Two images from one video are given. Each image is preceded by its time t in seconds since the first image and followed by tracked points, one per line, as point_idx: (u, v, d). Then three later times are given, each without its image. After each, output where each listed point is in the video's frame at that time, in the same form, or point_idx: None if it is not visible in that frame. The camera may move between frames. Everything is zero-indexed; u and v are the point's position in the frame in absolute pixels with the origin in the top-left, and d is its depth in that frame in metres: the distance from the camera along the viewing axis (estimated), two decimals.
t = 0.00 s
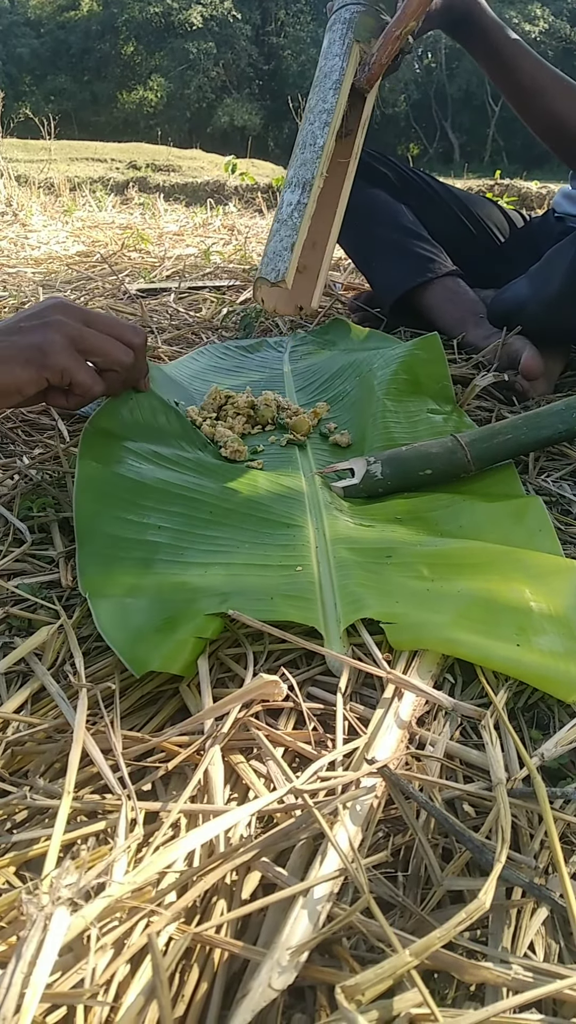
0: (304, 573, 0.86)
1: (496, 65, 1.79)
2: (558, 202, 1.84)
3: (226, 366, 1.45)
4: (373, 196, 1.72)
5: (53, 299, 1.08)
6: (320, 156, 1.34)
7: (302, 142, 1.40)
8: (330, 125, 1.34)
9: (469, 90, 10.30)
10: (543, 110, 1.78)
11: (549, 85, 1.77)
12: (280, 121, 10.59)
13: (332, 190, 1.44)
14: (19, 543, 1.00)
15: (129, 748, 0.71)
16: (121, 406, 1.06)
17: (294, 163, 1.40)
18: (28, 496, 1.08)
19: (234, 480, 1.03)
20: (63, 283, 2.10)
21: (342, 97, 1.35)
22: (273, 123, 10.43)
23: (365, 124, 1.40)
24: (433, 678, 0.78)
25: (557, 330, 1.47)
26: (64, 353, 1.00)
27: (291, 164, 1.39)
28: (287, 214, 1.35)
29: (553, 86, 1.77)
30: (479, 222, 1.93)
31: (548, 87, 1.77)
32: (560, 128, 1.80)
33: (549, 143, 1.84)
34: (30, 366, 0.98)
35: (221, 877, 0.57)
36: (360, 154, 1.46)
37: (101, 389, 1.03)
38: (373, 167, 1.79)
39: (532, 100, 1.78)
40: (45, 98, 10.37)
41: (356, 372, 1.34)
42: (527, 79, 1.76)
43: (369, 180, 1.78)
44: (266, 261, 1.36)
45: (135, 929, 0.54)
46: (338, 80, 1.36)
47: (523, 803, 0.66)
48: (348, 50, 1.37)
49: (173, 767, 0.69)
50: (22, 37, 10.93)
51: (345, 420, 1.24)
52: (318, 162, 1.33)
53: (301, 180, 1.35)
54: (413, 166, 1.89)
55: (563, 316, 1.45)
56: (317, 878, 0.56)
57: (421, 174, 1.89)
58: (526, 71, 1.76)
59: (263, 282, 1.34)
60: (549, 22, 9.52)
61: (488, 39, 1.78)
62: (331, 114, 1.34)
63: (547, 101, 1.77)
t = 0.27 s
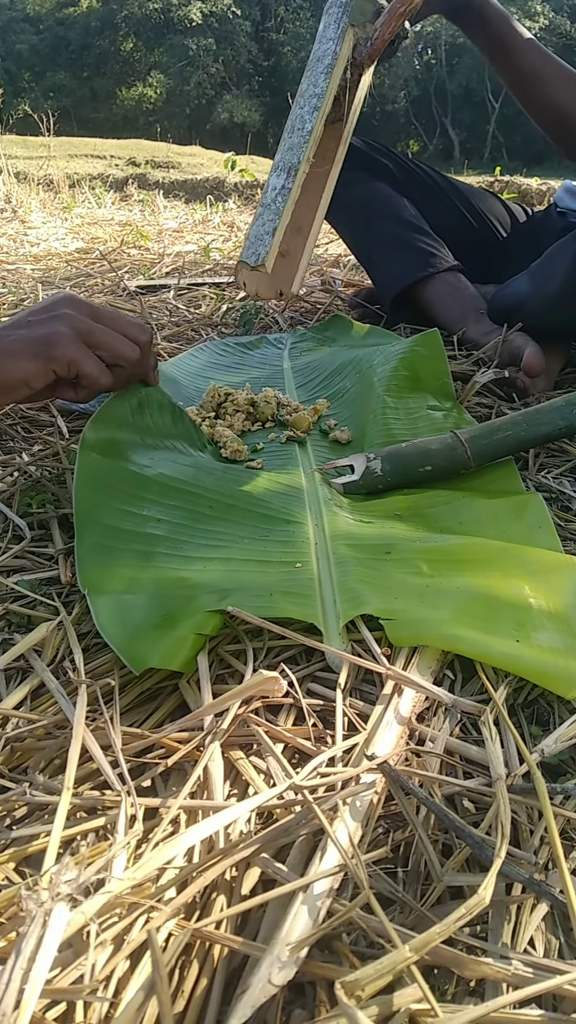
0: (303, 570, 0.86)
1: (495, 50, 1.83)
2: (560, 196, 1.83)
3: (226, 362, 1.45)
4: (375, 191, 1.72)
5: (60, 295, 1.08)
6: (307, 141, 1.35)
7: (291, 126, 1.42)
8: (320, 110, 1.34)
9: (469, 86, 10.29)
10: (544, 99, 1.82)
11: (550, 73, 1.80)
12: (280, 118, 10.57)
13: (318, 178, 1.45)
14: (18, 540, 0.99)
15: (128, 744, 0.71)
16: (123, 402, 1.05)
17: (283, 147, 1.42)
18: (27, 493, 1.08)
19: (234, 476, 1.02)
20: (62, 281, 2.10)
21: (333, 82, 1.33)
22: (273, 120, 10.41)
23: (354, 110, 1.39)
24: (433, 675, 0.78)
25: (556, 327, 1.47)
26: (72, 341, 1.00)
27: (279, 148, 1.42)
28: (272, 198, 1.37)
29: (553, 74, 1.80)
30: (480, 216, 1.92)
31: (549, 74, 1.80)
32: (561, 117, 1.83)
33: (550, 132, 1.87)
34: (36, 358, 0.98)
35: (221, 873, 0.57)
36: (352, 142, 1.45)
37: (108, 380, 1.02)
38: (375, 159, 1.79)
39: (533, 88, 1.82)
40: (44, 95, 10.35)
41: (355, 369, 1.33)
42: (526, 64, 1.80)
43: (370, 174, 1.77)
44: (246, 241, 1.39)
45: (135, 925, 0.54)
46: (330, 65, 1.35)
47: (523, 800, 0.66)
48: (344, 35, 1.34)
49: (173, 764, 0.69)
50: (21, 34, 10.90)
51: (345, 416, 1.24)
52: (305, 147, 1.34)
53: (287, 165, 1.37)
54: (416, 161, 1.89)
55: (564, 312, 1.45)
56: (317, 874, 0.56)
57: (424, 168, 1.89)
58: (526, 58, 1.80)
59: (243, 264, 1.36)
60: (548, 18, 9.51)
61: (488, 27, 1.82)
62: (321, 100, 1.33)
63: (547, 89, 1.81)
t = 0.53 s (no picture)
0: (304, 571, 0.86)
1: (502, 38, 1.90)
2: (564, 194, 1.82)
3: (227, 363, 1.45)
4: (378, 188, 1.73)
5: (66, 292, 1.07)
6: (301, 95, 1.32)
7: (289, 79, 1.40)
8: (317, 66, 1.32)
9: (469, 86, 10.29)
10: (549, 90, 1.88)
11: (555, 65, 1.87)
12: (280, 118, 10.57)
13: (312, 134, 1.42)
14: (19, 541, 0.99)
15: (128, 745, 0.71)
16: (132, 397, 1.04)
17: (279, 98, 1.40)
18: (27, 494, 1.08)
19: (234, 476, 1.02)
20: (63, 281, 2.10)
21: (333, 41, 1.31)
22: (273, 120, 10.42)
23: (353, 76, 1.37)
24: (433, 675, 0.78)
25: (556, 327, 1.47)
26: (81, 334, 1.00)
27: (275, 98, 1.39)
28: (260, 147, 1.36)
29: (558, 66, 1.87)
30: (484, 214, 1.92)
31: (554, 66, 1.87)
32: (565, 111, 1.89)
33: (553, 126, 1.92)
34: (42, 354, 0.97)
35: (221, 874, 0.57)
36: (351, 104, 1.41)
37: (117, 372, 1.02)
38: (379, 157, 1.81)
39: (539, 79, 1.88)
40: (45, 95, 10.35)
41: (356, 369, 1.33)
42: (532, 54, 1.87)
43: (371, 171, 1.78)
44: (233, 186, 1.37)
45: (135, 926, 0.54)
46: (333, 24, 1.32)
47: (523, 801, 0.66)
48: None
49: (173, 765, 0.69)
50: (22, 34, 10.91)
51: (346, 416, 1.24)
52: (299, 100, 1.31)
53: (279, 116, 1.35)
54: (419, 160, 1.89)
55: (565, 312, 1.45)
56: (318, 875, 0.56)
57: (429, 167, 1.90)
58: (533, 48, 1.87)
59: (226, 209, 1.35)
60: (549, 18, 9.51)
61: (497, 13, 1.88)
62: (320, 55, 1.31)
63: (552, 80, 1.87)
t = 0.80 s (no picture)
0: (304, 572, 0.86)
1: (501, 46, 1.91)
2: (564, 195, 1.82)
3: (227, 364, 1.45)
4: (378, 190, 1.72)
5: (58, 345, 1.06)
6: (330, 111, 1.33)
7: (312, 101, 1.40)
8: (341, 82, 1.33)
9: (469, 87, 10.30)
10: (549, 97, 1.88)
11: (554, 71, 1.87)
12: (280, 119, 10.58)
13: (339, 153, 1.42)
14: (19, 542, 1.00)
15: (129, 746, 0.71)
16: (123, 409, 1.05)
17: (304, 120, 1.40)
18: (28, 495, 1.08)
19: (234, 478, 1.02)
20: (63, 282, 2.10)
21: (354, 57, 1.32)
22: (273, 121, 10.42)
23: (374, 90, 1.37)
24: (433, 677, 0.78)
25: (556, 329, 1.47)
26: (67, 390, 0.98)
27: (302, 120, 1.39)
28: (295, 165, 1.34)
29: (558, 71, 1.86)
30: (483, 215, 1.92)
31: (553, 72, 1.87)
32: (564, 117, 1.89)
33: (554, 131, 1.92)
34: (29, 408, 0.95)
35: (221, 876, 0.57)
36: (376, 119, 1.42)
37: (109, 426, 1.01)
38: (378, 157, 1.80)
39: (539, 85, 1.88)
40: (46, 96, 10.36)
41: (356, 371, 1.33)
42: (531, 60, 1.88)
43: (372, 172, 1.77)
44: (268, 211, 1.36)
45: (135, 928, 0.54)
46: (350, 42, 1.34)
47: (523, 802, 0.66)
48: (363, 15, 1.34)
49: (173, 766, 0.69)
50: (22, 35, 10.92)
51: (346, 417, 1.24)
52: (328, 116, 1.32)
53: (308, 134, 1.35)
54: (420, 160, 1.89)
55: (565, 313, 1.45)
56: (318, 876, 0.56)
57: (428, 168, 1.90)
58: (533, 54, 1.87)
59: (269, 231, 1.33)
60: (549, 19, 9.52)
61: (495, 19, 1.88)
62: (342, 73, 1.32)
63: (551, 86, 1.87)
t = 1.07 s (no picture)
0: (304, 573, 0.86)
1: (505, 44, 1.90)
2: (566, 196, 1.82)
3: (227, 365, 1.45)
4: (378, 191, 1.72)
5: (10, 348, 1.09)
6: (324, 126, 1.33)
7: (309, 111, 1.41)
8: (338, 95, 1.33)
9: (469, 89, 10.31)
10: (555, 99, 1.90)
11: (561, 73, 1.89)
12: (280, 120, 10.60)
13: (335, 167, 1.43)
14: (19, 543, 1.00)
15: (129, 748, 0.71)
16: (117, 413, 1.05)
17: (301, 130, 1.41)
18: (28, 496, 1.08)
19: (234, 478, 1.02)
20: (64, 283, 2.11)
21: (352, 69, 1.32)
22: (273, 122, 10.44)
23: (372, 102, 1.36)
24: (434, 678, 0.78)
25: (557, 329, 1.47)
26: (29, 390, 1.00)
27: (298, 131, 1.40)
28: (288, 182, 1.36)
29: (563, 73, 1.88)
30: (483, 216, 1.92)
31: (560, 74, 1.89)
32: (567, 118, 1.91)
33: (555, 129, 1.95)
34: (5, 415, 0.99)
35: (221, 878, 0.57)
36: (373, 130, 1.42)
37: (79, 414, 1.03)
38: (378, 159, 1.79)
39: (546, 85, 1.90)
40: (46, 97, 10.37)
41: (356, 372, 1.33)
42: (538, 61, 1.88)
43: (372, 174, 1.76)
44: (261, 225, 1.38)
45: (135, 930, 0.54)
46: (351, 51, 1.34)
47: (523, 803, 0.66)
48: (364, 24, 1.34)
49: (174, 768, 0.69)
50: (23, 36, 10.93)
51: (346, 418, 1.24)
52: (323, 131, 1.33)
53: (304, 148, 1.36)
54: (419, 161, 1.88)
55: (565, 314, 1.45)
56: (318, 878, 0.56)
57: (427, 169, 1.90)
58: (541, 55, 1.88)
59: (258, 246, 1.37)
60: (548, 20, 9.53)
61: (502, 20, 1.87)
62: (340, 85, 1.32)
63: (557, 89, 1.89)
